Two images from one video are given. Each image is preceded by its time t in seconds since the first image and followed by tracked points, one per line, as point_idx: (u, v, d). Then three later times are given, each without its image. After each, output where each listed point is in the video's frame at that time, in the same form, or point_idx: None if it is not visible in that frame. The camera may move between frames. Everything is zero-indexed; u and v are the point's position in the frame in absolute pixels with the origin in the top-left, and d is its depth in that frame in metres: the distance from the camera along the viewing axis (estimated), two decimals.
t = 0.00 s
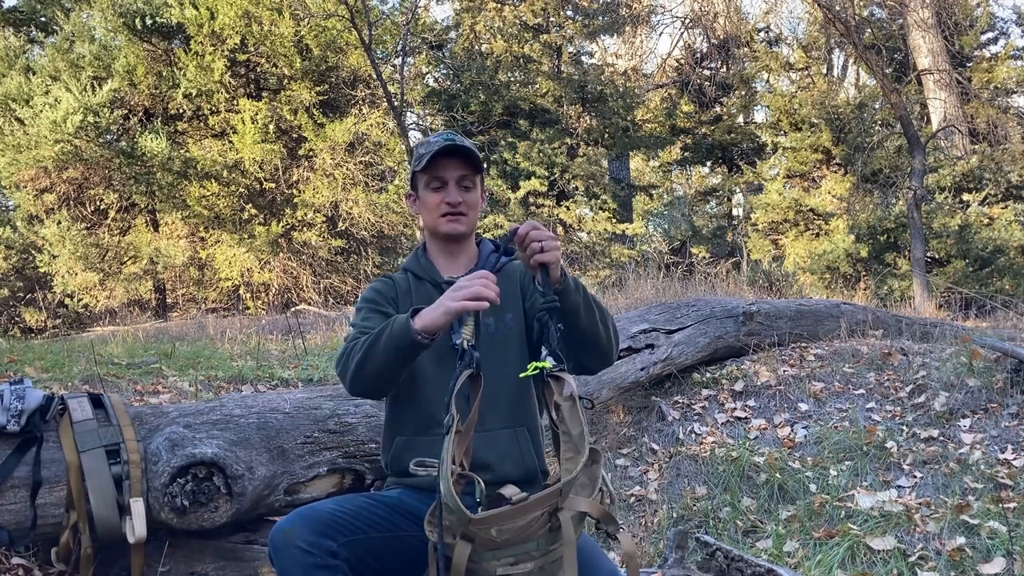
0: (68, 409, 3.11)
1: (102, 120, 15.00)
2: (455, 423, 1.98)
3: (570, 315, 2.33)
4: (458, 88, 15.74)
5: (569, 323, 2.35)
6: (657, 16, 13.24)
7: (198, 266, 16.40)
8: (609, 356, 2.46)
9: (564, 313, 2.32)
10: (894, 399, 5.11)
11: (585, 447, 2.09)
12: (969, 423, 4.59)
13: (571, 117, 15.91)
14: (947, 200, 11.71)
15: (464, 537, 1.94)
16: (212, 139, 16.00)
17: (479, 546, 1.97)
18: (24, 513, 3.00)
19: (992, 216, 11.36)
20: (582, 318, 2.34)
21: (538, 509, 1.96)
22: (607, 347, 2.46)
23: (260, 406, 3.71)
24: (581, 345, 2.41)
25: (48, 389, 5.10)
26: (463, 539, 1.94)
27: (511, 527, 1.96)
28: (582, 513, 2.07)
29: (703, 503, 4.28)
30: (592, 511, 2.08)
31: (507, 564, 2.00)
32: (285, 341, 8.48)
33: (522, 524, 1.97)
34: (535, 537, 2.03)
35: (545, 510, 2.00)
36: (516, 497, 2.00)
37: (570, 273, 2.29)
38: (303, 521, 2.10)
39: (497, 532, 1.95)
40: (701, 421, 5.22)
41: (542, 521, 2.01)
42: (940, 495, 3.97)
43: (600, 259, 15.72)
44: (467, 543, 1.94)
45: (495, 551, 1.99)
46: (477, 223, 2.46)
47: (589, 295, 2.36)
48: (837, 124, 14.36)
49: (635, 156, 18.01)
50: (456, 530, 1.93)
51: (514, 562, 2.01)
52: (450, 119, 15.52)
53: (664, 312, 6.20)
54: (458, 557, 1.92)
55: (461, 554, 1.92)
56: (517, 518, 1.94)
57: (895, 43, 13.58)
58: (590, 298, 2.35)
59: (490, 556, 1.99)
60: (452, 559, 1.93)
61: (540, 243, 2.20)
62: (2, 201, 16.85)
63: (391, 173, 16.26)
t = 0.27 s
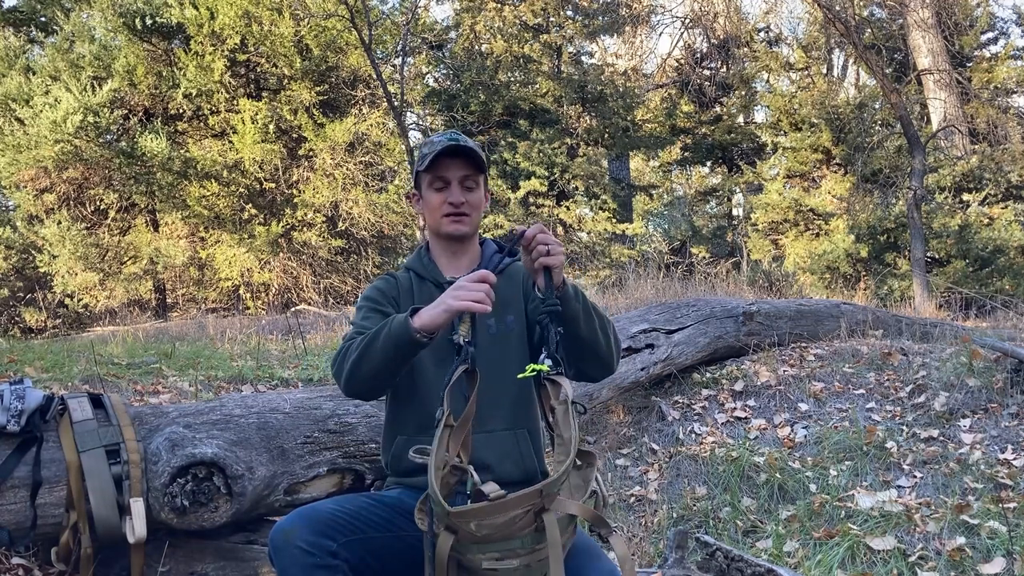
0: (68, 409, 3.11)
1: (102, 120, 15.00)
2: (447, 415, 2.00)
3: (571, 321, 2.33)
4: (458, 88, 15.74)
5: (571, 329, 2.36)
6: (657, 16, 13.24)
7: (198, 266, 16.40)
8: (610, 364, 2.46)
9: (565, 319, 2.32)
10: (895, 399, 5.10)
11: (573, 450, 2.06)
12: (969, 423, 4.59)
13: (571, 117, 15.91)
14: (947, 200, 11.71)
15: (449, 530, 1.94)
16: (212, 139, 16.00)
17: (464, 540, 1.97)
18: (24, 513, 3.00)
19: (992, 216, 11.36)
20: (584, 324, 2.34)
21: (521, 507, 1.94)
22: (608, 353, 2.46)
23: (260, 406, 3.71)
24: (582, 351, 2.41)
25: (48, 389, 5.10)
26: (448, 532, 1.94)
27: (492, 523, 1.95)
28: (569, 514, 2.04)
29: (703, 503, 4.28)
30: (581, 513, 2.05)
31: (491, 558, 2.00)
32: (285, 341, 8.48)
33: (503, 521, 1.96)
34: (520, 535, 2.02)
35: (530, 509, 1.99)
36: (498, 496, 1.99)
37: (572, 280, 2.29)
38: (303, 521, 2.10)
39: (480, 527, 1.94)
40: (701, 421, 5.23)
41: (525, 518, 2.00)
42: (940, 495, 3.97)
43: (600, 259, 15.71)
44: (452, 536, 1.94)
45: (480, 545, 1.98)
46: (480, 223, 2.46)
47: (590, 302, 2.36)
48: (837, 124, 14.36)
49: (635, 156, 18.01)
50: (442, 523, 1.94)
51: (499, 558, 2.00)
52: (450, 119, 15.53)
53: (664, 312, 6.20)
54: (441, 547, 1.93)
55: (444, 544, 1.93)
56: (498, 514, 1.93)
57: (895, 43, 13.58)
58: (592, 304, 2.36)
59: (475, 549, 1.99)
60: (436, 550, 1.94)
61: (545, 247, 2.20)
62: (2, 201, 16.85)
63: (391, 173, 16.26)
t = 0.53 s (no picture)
0: (68, 409, 3.10)
1: (102, 120, 15.00)
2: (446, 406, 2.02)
3: (577, 324, 2.33)
4: (458, 88, 15.74)
5: (575, 332, 2.35)
6: (657, 16, 13.24)
7: (198, 266, 16.40)
8: (614, 367, 2.46)
9: (571, 322, 2.32)
10: (895, 399, 5.10)
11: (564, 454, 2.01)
12: (969, 423, 4.59)
13: (571, 117, 15.91)
14: (947, 200, 11.71)
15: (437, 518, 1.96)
16: (212, 139, 15.99)
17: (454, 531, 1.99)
18: (24, 513, 3.00)
19: (992, 216, 11.36)
20: (588, 327, 2.34)
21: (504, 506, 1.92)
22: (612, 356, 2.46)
23: (260, 406, 3.71)
24: (586, 354, 2.41)
25: (48, 389, 5.10)
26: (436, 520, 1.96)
27: (474, 518, 1.94)
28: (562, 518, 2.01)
29: (703, 503, 4.28)
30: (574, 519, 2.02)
31: (482, 552, 2.02)
32: (285, 341, 8.48)
33: (485, 517, 1.94)
34: (511, 534, 2.00)
35: (517, 509, 1.96)
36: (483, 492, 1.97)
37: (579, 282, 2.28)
38: (303, 521, 2.10)
39: (461, 521, 1.94)
40: (701, 421, 5.23)
41: (513, 517, 1.97)
42: (940, 495, 3.97)
43: (599, 259, 15.71)
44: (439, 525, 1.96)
45: (468, 537, 1.99)
46: (481, 223, 2.46)
47: (596, 304, 2.36)
48: (837, 124, 14.36)
49: (634, 156, 18.00)
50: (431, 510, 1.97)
51: (491, 553, 2.02)
52: (450, 119, 15.53)
53: (664, 312, 6.20)
54: (428, 534, 1.95)
55: (431, 532, 1.95)
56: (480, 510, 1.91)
57: (895, 43, 13.58)
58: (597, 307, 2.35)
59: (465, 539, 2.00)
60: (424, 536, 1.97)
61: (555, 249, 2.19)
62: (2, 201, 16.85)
63: (391, 173, 16.27)
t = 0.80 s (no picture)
0: (68, 409, 3.10)
1: (102, 120, 14.99)
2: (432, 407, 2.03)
3: (577, 326, 2.33)
4: (458, 88, 15.73)
5: (575, 333, 2.35)
6: (657, 16, 13.24)
7: (198, 266, 16.40)
8: (613, 369, 2.46)
9: (571, 324, 2.33)
10: (894, 399, 5.11)
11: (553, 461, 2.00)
12: (969, 423, 4.60)
13: (570, 117, 15.92)
14: (947, 200, 11.71)
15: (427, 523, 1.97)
16: (212, 138, 15.99)
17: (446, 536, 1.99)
18: (24, 513, 3.00)
19: (992, 216, 11.36)
20: (588, 328, 2.34)
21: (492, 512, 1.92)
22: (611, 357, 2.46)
23: (260, 406, 3.71)
24: (586, 356, 2.41)
25: (48, 389, 5.09)
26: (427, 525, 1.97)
27: (463, 525, 1.94)
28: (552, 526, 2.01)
29: (703, 503, 4.28)
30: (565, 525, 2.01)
31: (475, 556, 2.02)
32: (285, 341, 8.48)
33: (474, 523, 1.94)
34: (503, 540, 2.00)
35: (507, 516, 1.95)
36: (471, 497, 1.97)
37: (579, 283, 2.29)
38: (303, 521, 2.10)
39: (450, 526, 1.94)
40: (701, 421, 5.22)
41: (503, 523, 1.97)
42: (940, 495, 3.97)
43: (600, 259, 15.70)
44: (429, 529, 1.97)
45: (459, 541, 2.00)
46: (480, 223, 2.46)
47: (596, 306, 2.36)
48: (837, 124, 14.36)
49: (635, 156, 18.00)
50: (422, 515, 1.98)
51: (483, 557, 2.02)
52: (450, 119, 15.53)
53: (664, 312, 6.20)
54: (419, 538, 1.95)
55: (422, 536, 1.95)
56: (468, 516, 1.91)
57: (895, 43, 13.58)
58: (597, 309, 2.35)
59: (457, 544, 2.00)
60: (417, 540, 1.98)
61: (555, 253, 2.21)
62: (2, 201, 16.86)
63: (391, 173, 16.27)
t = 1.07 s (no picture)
0: (68, 409, 3.10)
1: (102, 120, 15.00)
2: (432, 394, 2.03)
3: (583, 320, 2.33)
4: (458, 88, 15.73)
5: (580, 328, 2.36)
6: (657, 16, 13.23)
7: (198, 266, 16.40)
8: (616, 365, 2.46)
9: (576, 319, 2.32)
10: (895, 399, 5.11)
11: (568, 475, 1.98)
12: (969, 423, 4.60)
13: (571, 117, 15.92)
14: (947, 200, 11.70)
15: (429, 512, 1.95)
16: (212, 139, 15.99)
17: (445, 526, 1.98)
18: (24, 513, 3.00)
19: (992, 216, 11.37)
20: (592, 323, 2.34)
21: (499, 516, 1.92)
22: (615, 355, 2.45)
23: (260, 406, 3.71)
24: (590, 353, 2.41)
25: (48, 389, 5.10)
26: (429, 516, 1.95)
27: (469, 523, 1.94)
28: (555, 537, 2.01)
29: (703, 503, 4.28)
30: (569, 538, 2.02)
31: (471, 551, 2.03)
32: (285, 341, 8.48)
33: (480, 523, 1.94)
34: (501, 541, 2.01)
35: (512, 522, 1.96)
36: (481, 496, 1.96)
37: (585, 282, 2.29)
38: (303, 521, 2.10)
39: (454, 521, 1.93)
40: (701, 421, 5.22)
41: (507, 528, 1.98)
42: (940, 495, 3.97)
43: (600, 259, 15.71)
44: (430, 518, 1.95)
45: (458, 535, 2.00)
46: (478, 222, 2.46)
47: (600, 301, 2.36)
48: (837, 124, 14.36)
49: (634, 156, 17.99)
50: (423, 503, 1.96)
51: (478, 551, 2.03)
52: (450, 119, 15.53)
53: (664, 312, 6.20)
54: (421, 528, 1.94)
55: (423, 526, 1.94)
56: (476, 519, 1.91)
57: (895, 43, 13.59)
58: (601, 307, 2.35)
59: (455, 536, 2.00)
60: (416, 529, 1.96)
61: (558, 254, 2.22)
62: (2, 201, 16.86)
63: (392, 173, 16.28)
